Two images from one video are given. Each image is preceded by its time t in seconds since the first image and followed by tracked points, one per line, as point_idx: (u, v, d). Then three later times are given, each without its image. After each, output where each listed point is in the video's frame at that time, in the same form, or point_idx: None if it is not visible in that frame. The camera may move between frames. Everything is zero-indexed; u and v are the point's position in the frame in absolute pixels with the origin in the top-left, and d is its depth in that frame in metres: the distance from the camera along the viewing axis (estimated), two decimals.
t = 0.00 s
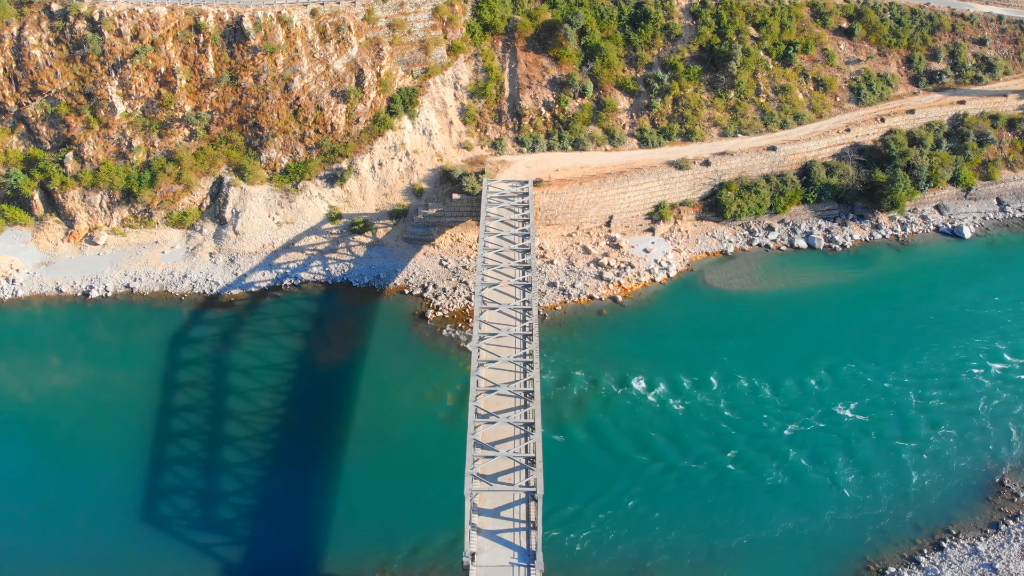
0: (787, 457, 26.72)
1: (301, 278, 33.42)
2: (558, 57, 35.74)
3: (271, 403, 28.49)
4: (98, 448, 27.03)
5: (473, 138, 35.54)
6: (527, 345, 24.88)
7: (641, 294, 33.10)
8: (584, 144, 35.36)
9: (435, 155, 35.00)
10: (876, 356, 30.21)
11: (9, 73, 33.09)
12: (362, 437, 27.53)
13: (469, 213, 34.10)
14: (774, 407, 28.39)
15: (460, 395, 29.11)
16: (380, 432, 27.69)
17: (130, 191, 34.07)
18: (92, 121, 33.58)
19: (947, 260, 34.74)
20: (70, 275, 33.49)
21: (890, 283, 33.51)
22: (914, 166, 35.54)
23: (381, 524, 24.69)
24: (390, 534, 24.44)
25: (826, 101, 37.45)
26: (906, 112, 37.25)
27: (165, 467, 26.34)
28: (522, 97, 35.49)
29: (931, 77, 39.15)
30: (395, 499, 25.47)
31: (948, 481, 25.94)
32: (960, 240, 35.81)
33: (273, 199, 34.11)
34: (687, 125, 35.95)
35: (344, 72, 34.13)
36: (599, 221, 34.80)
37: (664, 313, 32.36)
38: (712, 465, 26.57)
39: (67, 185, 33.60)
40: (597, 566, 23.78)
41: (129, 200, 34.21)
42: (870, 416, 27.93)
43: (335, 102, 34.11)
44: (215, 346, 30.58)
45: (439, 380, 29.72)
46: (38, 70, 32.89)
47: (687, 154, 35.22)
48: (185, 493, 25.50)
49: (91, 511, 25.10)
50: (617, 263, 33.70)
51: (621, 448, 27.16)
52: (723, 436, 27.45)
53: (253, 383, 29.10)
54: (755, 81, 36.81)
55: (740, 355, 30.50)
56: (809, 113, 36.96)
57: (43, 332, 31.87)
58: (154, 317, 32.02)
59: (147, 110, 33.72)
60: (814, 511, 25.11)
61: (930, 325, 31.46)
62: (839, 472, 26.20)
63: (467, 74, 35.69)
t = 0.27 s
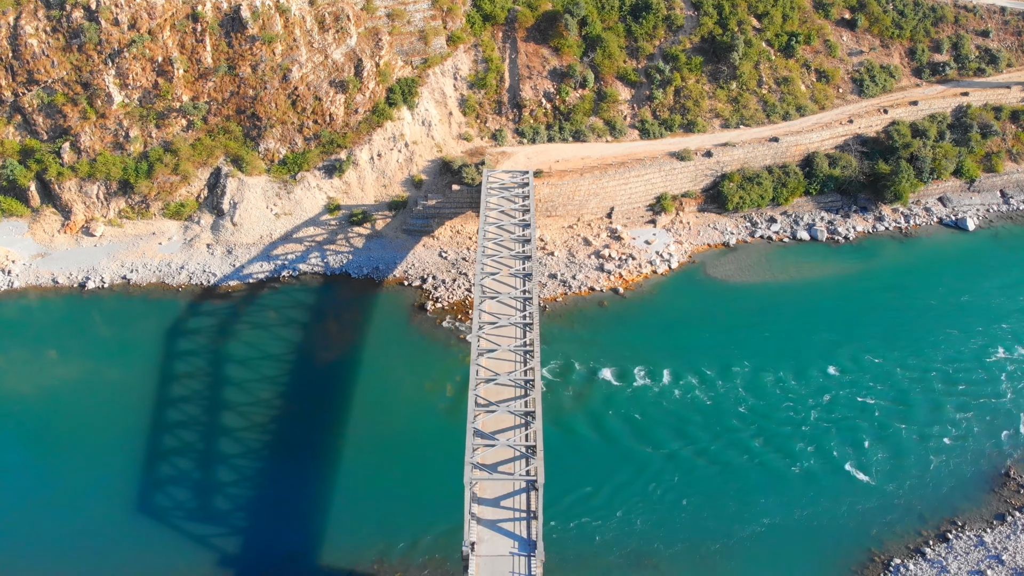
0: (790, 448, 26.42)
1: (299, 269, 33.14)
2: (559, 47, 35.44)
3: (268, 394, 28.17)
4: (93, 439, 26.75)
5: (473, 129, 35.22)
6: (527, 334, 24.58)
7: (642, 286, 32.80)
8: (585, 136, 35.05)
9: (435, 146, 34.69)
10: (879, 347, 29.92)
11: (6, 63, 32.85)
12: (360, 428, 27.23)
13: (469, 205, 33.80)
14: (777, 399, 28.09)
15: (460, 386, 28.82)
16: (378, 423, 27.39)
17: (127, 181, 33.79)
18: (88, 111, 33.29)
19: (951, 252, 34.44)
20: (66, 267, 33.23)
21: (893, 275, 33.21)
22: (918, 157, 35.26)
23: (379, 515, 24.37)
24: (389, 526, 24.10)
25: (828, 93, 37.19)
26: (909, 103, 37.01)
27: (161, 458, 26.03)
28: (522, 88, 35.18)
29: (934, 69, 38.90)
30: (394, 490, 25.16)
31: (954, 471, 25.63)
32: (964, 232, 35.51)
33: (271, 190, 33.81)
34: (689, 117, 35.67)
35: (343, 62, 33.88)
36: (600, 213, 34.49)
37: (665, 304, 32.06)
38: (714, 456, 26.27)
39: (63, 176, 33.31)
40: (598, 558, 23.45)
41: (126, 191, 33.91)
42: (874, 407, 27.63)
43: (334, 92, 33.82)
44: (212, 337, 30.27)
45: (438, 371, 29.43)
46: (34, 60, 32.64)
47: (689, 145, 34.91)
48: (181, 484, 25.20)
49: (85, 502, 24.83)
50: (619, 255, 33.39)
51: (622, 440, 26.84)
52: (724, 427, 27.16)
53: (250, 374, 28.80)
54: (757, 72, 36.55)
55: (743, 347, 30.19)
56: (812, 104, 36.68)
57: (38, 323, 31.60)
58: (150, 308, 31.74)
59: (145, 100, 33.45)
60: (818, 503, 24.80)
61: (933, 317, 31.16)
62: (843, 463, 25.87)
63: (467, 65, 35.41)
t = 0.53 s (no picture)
0: (794, 438, 26.13)
1: (298, 260, 32.84)
2: (560, 37, 35.12)
3: (267, 384, 27.89)
4: (90, 430, 26.49)
5: (473, 120, 34.93)
6: (528, 323, 24.28)
7: (644, 277, 32.49)
8: (586, 126, 34.75)
9: (435, 137, 34.35)
10: (883, 338, 29.64)
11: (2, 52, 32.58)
12: (359, 419, 26.94)
13: (470, 196, 33.42)
14: (780, 389, 27.80)
15: (460, 377, 28.53)
16: (378, 414, 27.10)
17: (124, 172, 33.51)
18: (86, 101, 33.03)
19: (955, 243, 34.15)
20: (63, 258, 32.97)
21: (897, 266, 32.93)
22: (922, 148, 34.98)
23: (378, 505, 24.09)
24: (389, 516, 23.82)
25: (832, 84, 36.91)
26: (913, 94, 36.74)
27: (158, 449, 25.74)
28: (523, 78, 34.91)
29: (938, 60, 38.61)
30: (394, 481, 24.88)
31: (960, 462, 25.35)
32: (968, 223, 35.22)
33: (269, 181, 33.52)
34: (691, 107, 35.39)
35: (342, 52, 33.61)
36: (601, 204, 34.14)
37: (668, 296, 31.77)
38: (717, 447, 25.98)
39: (60, 166, 33.03)
40: (600, 548, 23.15)
41: (123, 182, 33.62)
42: (879, 397, 27.33)
43: (333, 82, 33.54)
44: (210, 328, 29.98)
45: (439, 362, 29.13)
46: (31, 49, 32.36)
47: (692, 136, 34.60)
48: (178, 475, 24.92)
49: (82, 492, 24.56)
50: (620, 246, 33.10)
51: (624, 431, 26.55)
52: (728, 418, 26.86)
53: (248, 365, 28.51)
54: (760, 63, 36.27)
55: (746, 338, 29.90)
56: (815, 95, 36.41)
57: (35, 314, 31.35)
58: (148, 299, 31.47)
59: (142, 89, 33.19)
60: (823, 493, 24.51)
61: (937, 307, 30.87)
62: (848, 454, 25.57)
63: (467, 55, 35.13)
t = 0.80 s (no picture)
0: (798, 429, 25.78)
1: (296, 251, 32.51)
2: (561, 26, 34.85)
3: (265, 374, 27.59)
4: (86, 420, 26.21)
5: (473, 110, 34.61)
6: (529, 311, 23.95)
7: (646, 268, 32.17)
8: (588, 116, 34.42)
9: (434, 127, 34.03)
10: (888, 328, 29.31)
11: None
12: (358, 409, 26.61)
13: (469, 185, 33.13)
14: (782, 379, 27.50)
15: (460, 367, 28.20)
16: (377, 404, 26.76)
17: (121, 162, 33.23)
18: (83, 90, 32.76)
19: (959, 234, 33.83)
20: (59, 248, 32.69)
21: (901, 257, 32.61)
22: (926, 139, 34.67)
23: (377, 495, 23.79)
24: (387, 506, 23.51)
25: (835, 74, 36.63)
26: (916, 84, 36.45)
27: (154, 438, 25.44)
28: (524, 67, 34.61)
29: (941, 51, 38.32)
30: (393, 471, 24.56)
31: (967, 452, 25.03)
32: (972, 215, 34.90)
33: (267, 170, 33.21)
34: (693, 97, 35.09)
35: (341, 41, 33.32)
36: (603, 194, 33.79)
37: (669, 286, 31.44)
38: (720, 437, 25.64)
39: (57, 156, 32.75)
40: (602, 539, 22.79)
41: (120, 172, 33.34)
42: (884, 387, 26.99)
43: (332, 71, 33.25)
44: (207, 318, 29.68)
45: (438, 352, 28.80)
46: (28, 38, 32.08)
47: (694, 126, 34.31)
48: (174, 464, 24.63)
49: (77, 482, 24.29)
50: (622, 237, 32.74)
51: (626, 422, 26.20)
52: (731, 409, 26.51)
53: (245, 355, 28.21)
54: (762, 52, 36.00)
55: (749, 329, 29.56)
56: (818, 85, 36.13)
57: (30, 305, 31.08)
58: (145, 290, 31.20)
59: (140, 78, 32.94)
60: (827, 483, 24.19)
61: (942, 298, 30.56)
62: (853, 445, 25.23)
63: (467, 45, 34.83)
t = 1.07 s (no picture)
0: (803, 418, 25.43)
1: (295, 241, 32.16)
2: (561, 15, 34.52)
3: (262, 363, 27.28)
4: (81, 409, 25.91)
5: (473, 99, 34.28)
6: (529, 298, 23.61)
7: (648, 258, 31.83)
8: (589, 106, 34.08)
9: (434, 116, 33.70)
10: (893, 318, 28.97)
11: None
12: (356, 399, 26.27)
13: (470, 175, 32.83)
14: (787, 369, 27.13)
15: (460, 357, 27.87)
16: (375, 394, 26.42)
17: (118, 151, 32.94)
18: (79, 79, 32.47)
19: (964, 225, 33.51)
20: (56, 238, 32.40)
21: (906, 248, 32.28)
22: (930, 129, 34.33)
23: (375, 485, 23.48)
24: (386, 496, 23.19)
25: (838, 64, 36.35)
26: (919, 75, 36.18)
27: (150, 428, 25.14)
28: (524, 57, 34.29)
29: (945, 41, 38.03)
30: (392, 461, 24.23)
31: (973, 442, 24.69)
32: (976, 205, 34.59)
33: (266, 160, 32.90)
34: (695, 87, 34.80)
35: (340, 29, 33.02)
36: (604, 184, 33.49)
37: (672, 277, 31.10)
38: (724, 427, 25.25)
39: (53, 145, 32.46)
40: (605, 528, 22.43)
41: (117, 161, 33.05)
42: (890, 377, 26.64)
43: (330, 59, 32.95)
44: (204, 308, 29.37)
45: (438, 342, 28.47)
46: (24, 26, 31.76)
47: (696, 115, 34.01)
48: (170, 454, 24.32)
49: (72, 472, 24.00)
50: (624, 227, 32.38)
51: (629, 411, 25.77)
52: (735, 399, 26.13)
53: (243, 344, 27.90)
54: (764, 42, 35.73)
55: (752, 319, 29.21)
56: (821, 75, 35.85)
57: (26, 295, 30.79)
58: (142, 280, 30.91)
59: (137, 67, 32.66)
60: (832, 473, 23.85)
61: (947, 288, 30.22)
62: (858, 435, 24.88)
63: (467, 34, 34.52)
